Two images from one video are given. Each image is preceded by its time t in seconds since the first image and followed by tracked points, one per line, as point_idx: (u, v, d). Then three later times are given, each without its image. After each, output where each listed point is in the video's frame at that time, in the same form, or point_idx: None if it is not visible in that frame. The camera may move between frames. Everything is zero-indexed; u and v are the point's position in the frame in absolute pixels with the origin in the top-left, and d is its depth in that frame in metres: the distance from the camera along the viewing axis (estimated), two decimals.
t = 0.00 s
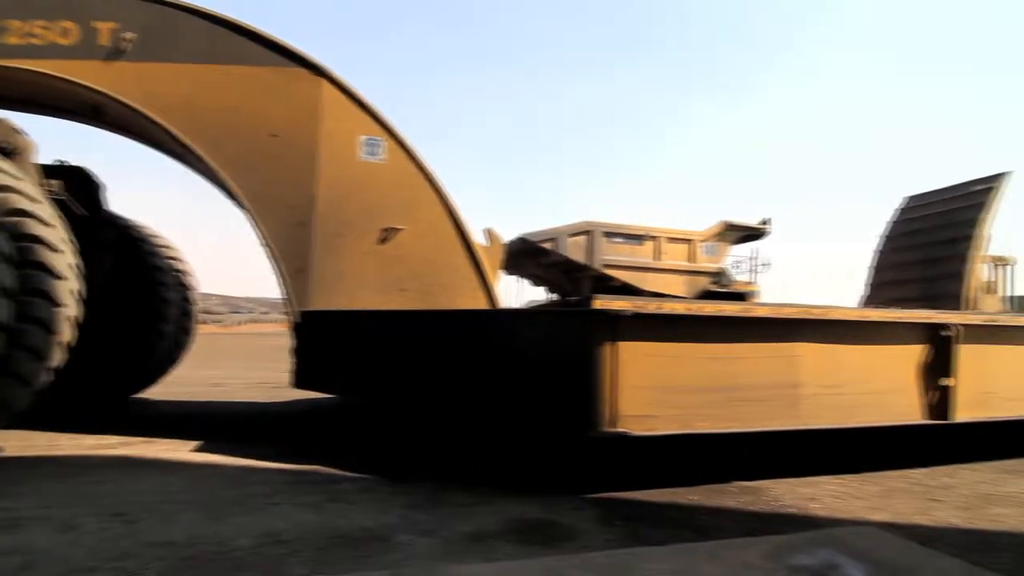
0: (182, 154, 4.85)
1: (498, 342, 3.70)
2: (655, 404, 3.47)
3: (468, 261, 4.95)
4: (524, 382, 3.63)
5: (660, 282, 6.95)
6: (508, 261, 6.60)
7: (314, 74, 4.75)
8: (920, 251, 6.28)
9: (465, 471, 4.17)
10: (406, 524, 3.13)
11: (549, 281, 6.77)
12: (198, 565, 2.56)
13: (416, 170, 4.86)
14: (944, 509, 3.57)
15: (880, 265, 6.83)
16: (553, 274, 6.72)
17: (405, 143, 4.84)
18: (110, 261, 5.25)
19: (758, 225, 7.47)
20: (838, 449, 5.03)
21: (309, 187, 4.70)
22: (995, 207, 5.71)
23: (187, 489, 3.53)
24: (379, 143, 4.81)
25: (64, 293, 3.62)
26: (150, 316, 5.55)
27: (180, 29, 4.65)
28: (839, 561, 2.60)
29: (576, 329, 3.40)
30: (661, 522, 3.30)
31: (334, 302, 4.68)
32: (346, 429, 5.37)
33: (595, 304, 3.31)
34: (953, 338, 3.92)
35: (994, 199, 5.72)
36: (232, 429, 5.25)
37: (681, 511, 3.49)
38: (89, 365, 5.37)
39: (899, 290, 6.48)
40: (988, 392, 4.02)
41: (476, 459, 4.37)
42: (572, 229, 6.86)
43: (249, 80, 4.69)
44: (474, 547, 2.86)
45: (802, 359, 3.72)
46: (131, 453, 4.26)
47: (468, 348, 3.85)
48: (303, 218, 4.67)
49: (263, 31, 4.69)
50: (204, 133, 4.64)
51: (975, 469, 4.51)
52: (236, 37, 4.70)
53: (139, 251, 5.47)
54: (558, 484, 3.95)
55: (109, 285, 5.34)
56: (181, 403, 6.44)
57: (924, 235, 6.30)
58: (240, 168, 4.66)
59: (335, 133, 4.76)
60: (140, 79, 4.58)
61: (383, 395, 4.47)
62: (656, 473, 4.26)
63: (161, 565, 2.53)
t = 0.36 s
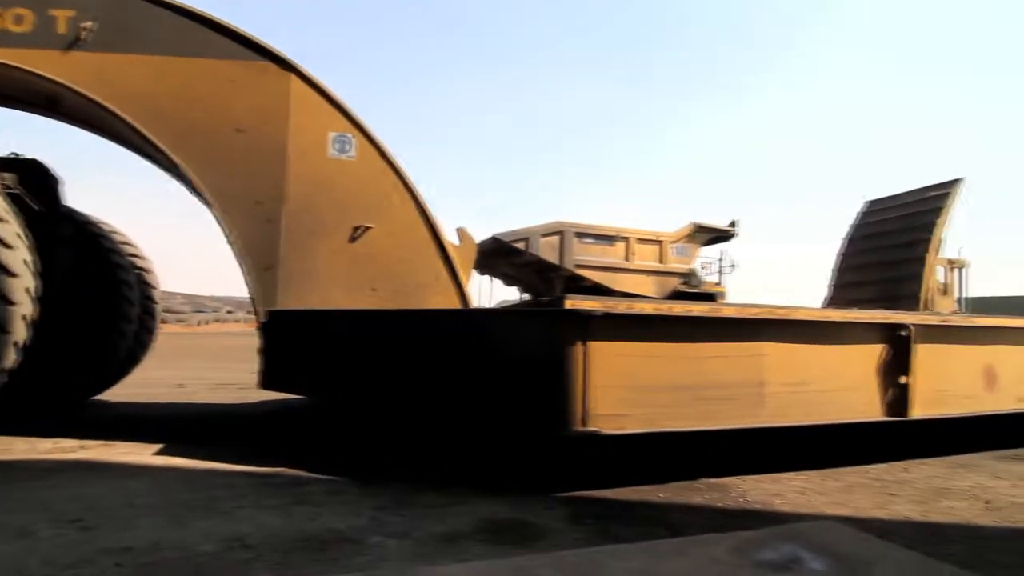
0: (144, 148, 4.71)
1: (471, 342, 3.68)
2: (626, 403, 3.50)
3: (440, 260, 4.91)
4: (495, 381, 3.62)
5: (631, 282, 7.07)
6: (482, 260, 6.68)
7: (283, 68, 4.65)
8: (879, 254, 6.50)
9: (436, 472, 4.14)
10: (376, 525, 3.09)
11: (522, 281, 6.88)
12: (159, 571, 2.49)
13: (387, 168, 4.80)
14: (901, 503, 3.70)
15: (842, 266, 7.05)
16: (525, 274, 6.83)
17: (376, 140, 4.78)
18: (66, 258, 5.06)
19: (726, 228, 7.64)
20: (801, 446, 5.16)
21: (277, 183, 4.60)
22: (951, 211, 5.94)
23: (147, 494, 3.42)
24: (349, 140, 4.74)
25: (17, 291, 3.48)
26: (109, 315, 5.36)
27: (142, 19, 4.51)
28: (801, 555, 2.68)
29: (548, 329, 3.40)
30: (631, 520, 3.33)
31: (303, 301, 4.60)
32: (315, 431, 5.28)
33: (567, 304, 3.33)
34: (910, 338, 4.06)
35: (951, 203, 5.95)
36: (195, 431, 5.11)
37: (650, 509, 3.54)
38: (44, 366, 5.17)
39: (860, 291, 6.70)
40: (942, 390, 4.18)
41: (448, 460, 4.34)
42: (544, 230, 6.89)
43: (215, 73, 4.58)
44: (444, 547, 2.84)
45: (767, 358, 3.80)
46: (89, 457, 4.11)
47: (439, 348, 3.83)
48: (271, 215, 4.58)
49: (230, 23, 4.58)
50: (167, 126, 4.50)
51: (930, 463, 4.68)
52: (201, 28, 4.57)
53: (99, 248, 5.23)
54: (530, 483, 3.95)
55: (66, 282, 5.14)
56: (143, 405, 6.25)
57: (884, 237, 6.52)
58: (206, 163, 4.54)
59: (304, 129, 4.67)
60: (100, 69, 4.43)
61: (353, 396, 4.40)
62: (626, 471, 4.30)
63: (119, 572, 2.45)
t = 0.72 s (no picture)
0: (123, 145, 4.63)
1: (455, 342, 3.67)
2: (610, 402, 3.52)
3: (425, 260, 4.89)
4: (480, 381, 3.61)
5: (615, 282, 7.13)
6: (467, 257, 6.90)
7: (265, 65, 4.60)
8: (858, 255, 6.62)
9: (420, 473, 4.13)
10: (359, 527, 3.07)
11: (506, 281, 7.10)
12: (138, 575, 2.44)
13: (371, 167, 4.77)
14: (879, 499, 3.77)
15: (821, 267, 7.17)
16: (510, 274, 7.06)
17: (360, 138, 4.75)
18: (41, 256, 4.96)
19: (709, 229, 7.73)
20: (782, 444, 5.24)
21: (259, 181, 4.55)
22: (928, 214, 6.06)
23: (125, 496, 3.36)
24: (333, 138, 4.71)
25: None
26: (87, 315, 5.26)
27: (120, 13, 4.43)
28: (782, 552, 2.71)
29: (533, 328, 3.40)
30: (616, 518, 3.36)
31: (286, 301, 4.56)
32: (297, 431, 5.23)
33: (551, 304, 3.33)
34: (888, 338, 4.14)
35: (928, 206, 6.08)
36: (175, 433, 5.03)
37: (634, 508, 3.56)
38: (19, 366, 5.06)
39: (838, 292, 6.82)
40: (919, 388, 4.27)
41: (432, 460, 4.32)
42: (530, 229, 6.96)
43: (195, 69, 4.51)
44: (429, 548, 2.83)
45: (749, 358, 3.84)
46: (65, 459, 4.03)
47: (424, 348, 3.81)
48: (252, 214, 4.53)
49: (211, 18, 4.51)
50: (146, 122, 4.42)
51: (908, 461, 4.78)
52: (181, 23, 4.50)
53: (76, 248, 5.18)
54: (514, 483, 3.95)
55: (41, 281, 5.03)
56: (121, 406, 6.14)
57: (863, 239, 6.63)
58: (186, 160, 4.47)
59: (286, 126, 4.62)
60: (77, 64, 4.34)
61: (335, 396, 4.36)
62: (611, 470, 4.33)
63: None
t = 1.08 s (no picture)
0: (99, 141, 4.54)
1: (440, 343, 3.66)
2: (594, 402, 3.53)
3: (409, 259, 4.87)
4: (464, 381, 3.60)
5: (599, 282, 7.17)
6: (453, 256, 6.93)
7: (246, 62, 4.54)
8: (837, 256, 6.73)
9: (404, 473, 4.11)
10: (341, 528, 3.04)
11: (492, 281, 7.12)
12: None
13: (354, 165, 4.74)
14: (857, 496, 3.83)
15: (802, 268, 7.28)
16: (496, 274, 7.10)
17: (343, 137, 4.71)
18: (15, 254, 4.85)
19: (692, 229, 7.81)
20: (763, 443, 5.30)
21: (240, 179, 4.49)
22: (905, 216, 6.18)
23: (101, 499, 3.30)
24: (316, 136, 4.67)
25: None
26: (62, 314, 5.15)
27: (98, 7, 4.34)
28: (763, 548, 2.75)
29: (517, 328, 3.40)
30: (599, 518, 3.37)
31: (267, 300, 4.50)
32: (279, 432, 5.17)
33: (535, 304, 3.33)
34: (866, 337, 4.21)
35: (905, 209, 6.19)
36: (153, 434, 4.94)
37: (617, 507, 3.58)
38: None
39: (819, 292, 6.91)
40: (896, 387, 4.35)
41: (415, 460, 4.30)
42: (515, 230, 6.98)
43: (174, 65, 4.44)
44: (412, 549, 2.82)
45: (730, 357, 3.88)
46: (39, 462, 3.94)
47: (408, 348, 3.79)
48: (233, 212, 4.46)
49: (191, 13, 4.45)
50: (123, 118, 4.34)
51: (884, 458, 4.87)
52: (161, 18, 4.43)
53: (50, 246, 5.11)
54: (498, 484, 3.95)
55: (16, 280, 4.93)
56: (97, 407, 6.02)
57: (843, 240, 6.73)
58: (165, 157, 4.39)
59: (268, 124, 4.57)
60: (51, 58, 4.25)
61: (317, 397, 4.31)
62: (594, 469, 4.35)
63: None
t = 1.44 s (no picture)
0: (75, 137, 4.44)
1: (423, 343, 3.65)
2: (577, 401, 3.54)
3: (392, 259, 4.84)
4: (447, 381, 3.59)
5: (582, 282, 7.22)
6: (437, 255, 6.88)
7: (227, 58, 4.48)
8: (816, 257, 6.85)
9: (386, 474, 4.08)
10: (322, 530, 3.02)
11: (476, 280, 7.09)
12: None
13: (337, 164, 4.70)
14: (835, 494, 3.90)
15: (782, 269, 7.38)
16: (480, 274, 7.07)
17: (326, 135, 4.67)
18: None
19: (675, 230, 7.89)
20: (743, 441, 5.37)
21: (221, 177, 4.42)
22: (881, 218, 6.30)
23: (76, 503, 3.23)
24: (298, 134, 4.62)
25: None
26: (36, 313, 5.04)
27: None
28: (743, 546, 2.78)
29: (501, 328, 3.40)
30: (582, 517, 3.38)
31: (248, 300, 4.45)
32: (259, 434, 5.10)
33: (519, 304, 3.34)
34: (844, 337, 4.28)
35: (882, 211, 6.32)
36: (129, 436, 4.85)
37: (600, 505, 3.59)
38: None
39: (798, 293, 7.02)
40: (872, 386, 4.43)
41: (397, 461, 4.27)
42: (500, 230, 6.99)
43: (153, 60, 4.36)
44: (394, 550, 2.80)
45: (712, 357, 3.93)
46: (11, 465, 3.84)
47: (391, 349, 3.77)
48: (214, 210, 4.40)
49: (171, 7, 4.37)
50: (100, 113, 4.25)
51: (861, 456, 4.95)
52: (139, 11, 4.34)
53: (24, 244, 4.99)
54: (481, 484, 3.94)
55: None
56: (71, 408, 5.89)
57: (822, 242, 6.85)
58: (143, 153, 4.32)
59: (249, 121, 4.51)
60: (25, 51, 4.14)
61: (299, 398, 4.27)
62: (577, 469, 4.36)
63: None
